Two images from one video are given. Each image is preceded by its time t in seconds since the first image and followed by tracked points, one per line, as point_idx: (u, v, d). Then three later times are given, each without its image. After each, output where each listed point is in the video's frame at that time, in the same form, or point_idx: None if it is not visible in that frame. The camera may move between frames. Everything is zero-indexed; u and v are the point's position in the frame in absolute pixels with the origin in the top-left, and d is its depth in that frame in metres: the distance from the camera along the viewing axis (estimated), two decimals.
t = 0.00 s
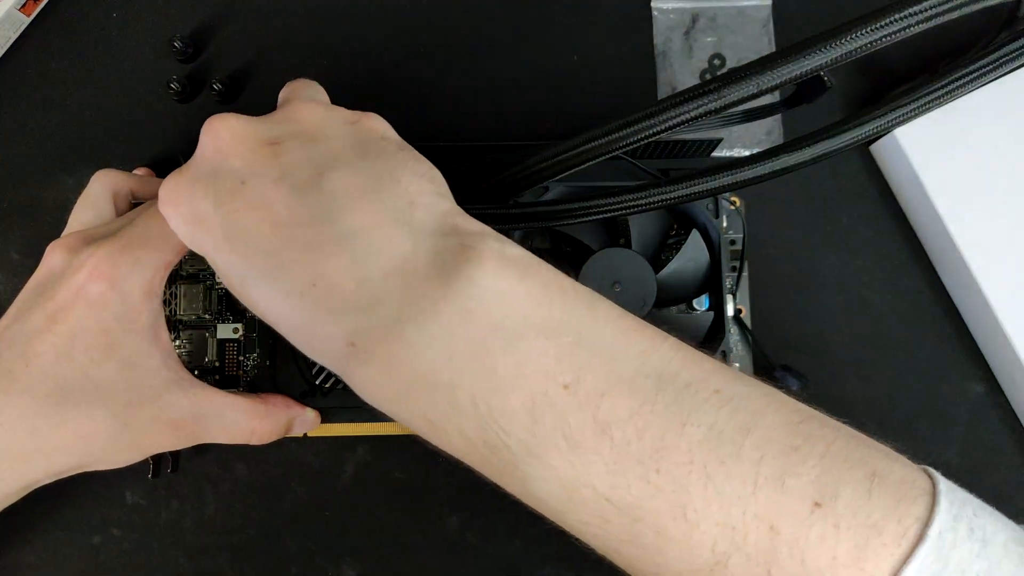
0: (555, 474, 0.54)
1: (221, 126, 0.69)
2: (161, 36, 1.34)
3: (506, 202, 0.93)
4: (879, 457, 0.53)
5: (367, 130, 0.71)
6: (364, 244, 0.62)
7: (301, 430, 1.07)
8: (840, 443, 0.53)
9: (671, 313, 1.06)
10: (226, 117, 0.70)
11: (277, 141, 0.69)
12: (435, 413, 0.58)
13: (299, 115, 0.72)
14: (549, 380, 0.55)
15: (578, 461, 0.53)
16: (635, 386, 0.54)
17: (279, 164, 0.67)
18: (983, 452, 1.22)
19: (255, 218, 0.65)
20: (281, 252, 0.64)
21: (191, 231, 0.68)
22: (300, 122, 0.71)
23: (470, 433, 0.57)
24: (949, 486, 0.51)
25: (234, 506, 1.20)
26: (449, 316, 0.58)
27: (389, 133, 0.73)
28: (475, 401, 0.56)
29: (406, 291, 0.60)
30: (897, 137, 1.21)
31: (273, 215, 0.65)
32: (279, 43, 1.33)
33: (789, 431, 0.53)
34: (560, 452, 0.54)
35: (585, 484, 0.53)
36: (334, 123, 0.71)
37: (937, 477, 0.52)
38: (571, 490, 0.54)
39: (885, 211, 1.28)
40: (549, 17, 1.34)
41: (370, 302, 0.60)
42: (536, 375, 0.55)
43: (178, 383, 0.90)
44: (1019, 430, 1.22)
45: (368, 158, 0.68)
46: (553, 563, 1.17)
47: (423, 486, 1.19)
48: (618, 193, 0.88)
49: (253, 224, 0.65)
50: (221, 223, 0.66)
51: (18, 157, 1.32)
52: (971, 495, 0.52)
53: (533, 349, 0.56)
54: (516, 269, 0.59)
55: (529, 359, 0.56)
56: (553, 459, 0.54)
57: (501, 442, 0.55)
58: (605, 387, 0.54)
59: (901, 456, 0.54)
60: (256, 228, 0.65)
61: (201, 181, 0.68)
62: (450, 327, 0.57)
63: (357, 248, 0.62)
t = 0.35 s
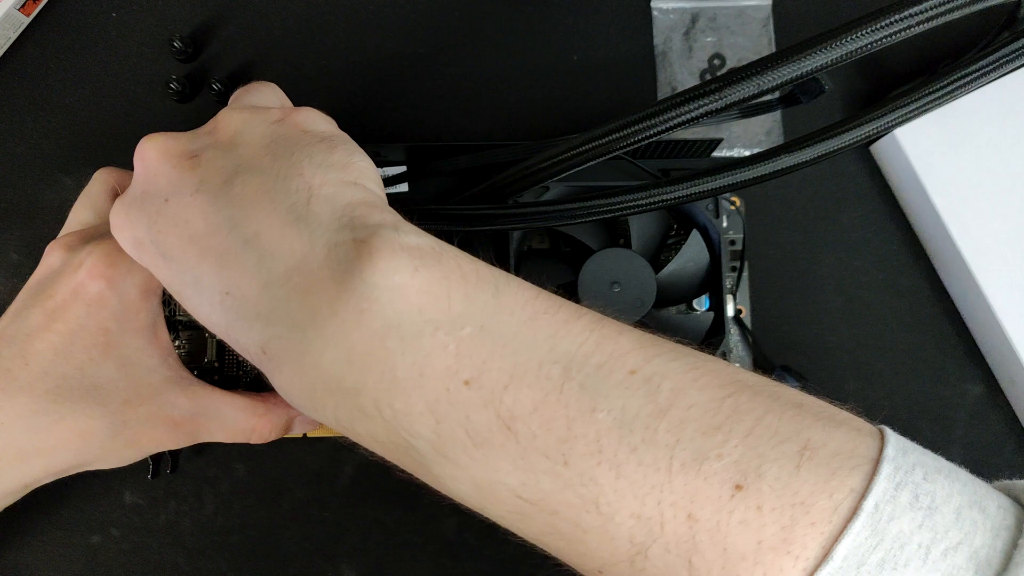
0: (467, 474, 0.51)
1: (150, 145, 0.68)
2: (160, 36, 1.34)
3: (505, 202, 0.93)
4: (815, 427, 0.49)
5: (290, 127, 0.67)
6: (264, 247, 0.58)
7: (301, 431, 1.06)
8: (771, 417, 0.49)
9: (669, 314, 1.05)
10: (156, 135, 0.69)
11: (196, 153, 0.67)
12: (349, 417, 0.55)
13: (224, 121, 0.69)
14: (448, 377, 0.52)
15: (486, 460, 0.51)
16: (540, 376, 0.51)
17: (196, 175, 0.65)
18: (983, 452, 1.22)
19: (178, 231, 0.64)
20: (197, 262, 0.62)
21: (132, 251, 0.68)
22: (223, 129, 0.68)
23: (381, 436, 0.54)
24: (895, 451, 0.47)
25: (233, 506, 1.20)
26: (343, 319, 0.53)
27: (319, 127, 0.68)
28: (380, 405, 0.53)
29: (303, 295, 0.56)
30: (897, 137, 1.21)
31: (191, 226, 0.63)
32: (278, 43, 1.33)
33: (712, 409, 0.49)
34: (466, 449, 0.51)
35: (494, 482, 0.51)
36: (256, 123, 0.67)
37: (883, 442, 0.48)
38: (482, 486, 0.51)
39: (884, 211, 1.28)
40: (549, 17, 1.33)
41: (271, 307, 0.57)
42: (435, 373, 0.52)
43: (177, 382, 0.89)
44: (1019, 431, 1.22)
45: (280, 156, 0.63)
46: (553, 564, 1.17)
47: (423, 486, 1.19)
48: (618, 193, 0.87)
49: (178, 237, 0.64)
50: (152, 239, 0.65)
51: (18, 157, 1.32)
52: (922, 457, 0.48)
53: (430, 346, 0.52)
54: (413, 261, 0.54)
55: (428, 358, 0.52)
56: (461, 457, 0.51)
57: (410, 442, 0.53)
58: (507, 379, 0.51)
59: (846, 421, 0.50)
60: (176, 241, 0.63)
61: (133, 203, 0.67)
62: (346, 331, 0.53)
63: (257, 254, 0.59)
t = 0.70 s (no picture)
0: (510, 488, 0.51)
1: (225, 128, 0.65)
2: (161, 36, 1.34)
3: (506, 200, 0.93)
4: (852, 470, 0.49)
5: (365, 147, 0.67)
6: (334, 261, 0.59)
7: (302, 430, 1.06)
8: (809, 457, 0.49)
9: (670, 314, 1.05)
10: (229, 119, 0.67)
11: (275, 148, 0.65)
12: (393, 428, 0.55)
13: (300, 122, 0.68)
14: (505, 393, 0.52)
15: (534, 477, 0.51)
16: (594, 400, 0.51)
17: (272, 173, 0.64)
18: (985, 452, 1.22)
19: (239, 223, 0.62)
20: (255, 263, 0.61)
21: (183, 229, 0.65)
22: (299, 130, 0.67)
23: (428, 449, 0.54)
24: (927, 500, 0.47)
25: (234, 506, 1.20)
26: (412, 335, 0.54)
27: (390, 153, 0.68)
28: (433, 417, 0.53)
29: (372, 311, 0.56)
30: (897, 137, 1.21)
31: (253, 222, 0.62)
32: (279, 43, 1.33)
33: (752, 444, 0.49)
34: (515, 465, 0.51)
35: (539, 498, 0.51)
36: (335, 137, 0.67)
37: (914, 490, 0.48)
38: (522, 501, 0.51)
39: (885, 211, 1.28)
40: (549, 17, 1.34)
41: (336, 320, 0.57)
42: (490, 388, 0.52)
43: (177, 380, 0.90)
44: (1020, 431, 1.22)
45: (356, 175, 0.64)
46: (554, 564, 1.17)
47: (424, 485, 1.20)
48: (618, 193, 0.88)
49: (235, 229, 0.62)
50: (211, 225, 0.63)
51: (19, 157, 1.32)
52: (955, 507, 0.47)
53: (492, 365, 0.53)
54: (481, 286, 0.56)
55: (486, 376, 0.53)
56: (509, 473, 0.51)
57: (458, 457, 0.53)
58: (561, 401, 0.51)
59: (880, 468, 0.50)
60: (237, 236, 0.62)
61: (197, 179, 0.65)
62: (413, 347, 0.54)
63: (327, 264, 0.59)
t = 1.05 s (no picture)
0: (464, 495, 0.47)
1: (214, 117, 0.65)
2: (160, 36, 1.34)
3: (505, 201, 0.93)
4: (814, 471, 0.46)
5: (350, 146, 0.63)
6: (292, 256, 0.55)
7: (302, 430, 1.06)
8: (771, 459, 0.46)
9: (672, 315, 1.05)
10: (220, 109, 0.66)
11: (257, 140, 0.63)
12: (342, 431, 0.51)
13: (286, 114, 0.65)
14: (456, 395, 0.48)
15: (487, 480, 0.47)
16: (546, 401, 0.48)
17: (250, 165, 0.62)
18: (983, 451, 1.22)
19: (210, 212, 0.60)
20: (218, 252, 0.58)
21: (162, 212, 0.64)
22: (286, 123, 0.64)
23: (379, 451, 0.49)
24: (892, 503, 0.44)
25: (233, 506, 1.20)
26: (366, 335, 0.51)
27: (374, 155, 0.64)
28: (381, 420, 0.49)
29: (326, 309, 0.53)
30: (897, 137, 1.21)
31: (223, 212, 0.60)
32: (278, 43, 1.33)
33: (710, 447, 0.46)
34: (466, 467, 0.47)
35: (493, 502, 0.47)
36: (320, 132, 0.63)
37: (880, 492, 0.45)
38: (477, 505, 0.47)
39: (885, 211, 1.28)
40: (549, 17, 1.34)
41: (287, 317, 0.53)
42: (441, 389, 0.48)
43: (177, 379, 0.88)
44: (1019, 431, 1.22)
45: (331, 174, 0.60)
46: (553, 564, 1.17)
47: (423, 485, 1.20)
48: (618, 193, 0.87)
49: (206, 219, 0.60)
50: (187, 210, 0.62)
51: (18, 157, 1.32)
52: (924, 507, 0.44)
53: (446, 366, 0.49)
54: (441, 287, 0.52)
55: (438, 377, 0.49)
56: (461, 477, 0.47)
57: (408, 460, 0.49)
58: (516, 401, 0.48)
59: (845, 468, 0.47)
60: (206, 223, 0.60)
61: (182, 166, 0.64)
62: (366, 347, 0.50)
63: (285, 259, 0.55)
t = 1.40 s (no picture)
0: (423, 501, 0.47)
1: (188, 129, 0.65)
2: (161, 37, 1.34)
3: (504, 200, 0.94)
4: (776, 481, 0.46)
5: (321, 147, 0.61)
6: (255, 261, 0.54)
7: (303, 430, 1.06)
8: (732, 468, 0.46)
9: (671, 315, 1.05)
10: (195, 121, 0.66)
11: (230, 146, 0.63)
12: (307, 435, 0.51)
13: (257, 117, 0.64)
14: (416, 403, 0.48)
15: (444, 488, 0.47)
16: (505, 409, 0.47)
17: (221, 171, 0.61)
18: (984, 452, 1.22)
19: (185, 222, 0.61)
20: (193, 261, 0.59)
21: (145, 226, 0.66)
22: (255, 126, 0.63)
23: (341, 458, 0.50)
24: (858, 513, 0.44)
25: (233, 507, 1.20)
26: (324, 341, 0.50)
27: (346, 156, 0.61)
28: (342, 427, 0.49)
29: (286, 316, 0.52)
30: (897, 137, 1.21)
31: (196, 221, 0.60)
32: (279, 43, 1.33)
33: (671, 456, 0.46)
34: (425, 475, 0.47)
35: (451, 510, 0.47)
36: (289, 133, 0.62)
37: (845, 502, 0.45)
38: (436, 513, 0.47)
39: (885, 211, 1.28)
40: (549, 17, 1.34)
41: (250, 324, 0.53)
42: (400, 398, 0.48)
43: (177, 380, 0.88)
44: (1020, 431, 1.22)
45: (299, 173, 0.58)
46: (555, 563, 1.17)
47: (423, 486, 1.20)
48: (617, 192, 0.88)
49: (183, 227, 0.61)
50: (164, 220, 0.63)
51: (19, 158, 1.32)
52: (889, 518, 0.44)
53: (406, 373, 0.48)
54: (404, 291, 0.51)
55: (399, 386, 0.48)
56: (419, 485, 0.47)
57: (366, 466, 0.49)
58: (474, 409, 0.47)
59: (809, 478, 0.47)
60: (180, 232, 0.61)
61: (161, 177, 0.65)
62: (325, 353, 0.50)
63: (247, 265, 0.55)
